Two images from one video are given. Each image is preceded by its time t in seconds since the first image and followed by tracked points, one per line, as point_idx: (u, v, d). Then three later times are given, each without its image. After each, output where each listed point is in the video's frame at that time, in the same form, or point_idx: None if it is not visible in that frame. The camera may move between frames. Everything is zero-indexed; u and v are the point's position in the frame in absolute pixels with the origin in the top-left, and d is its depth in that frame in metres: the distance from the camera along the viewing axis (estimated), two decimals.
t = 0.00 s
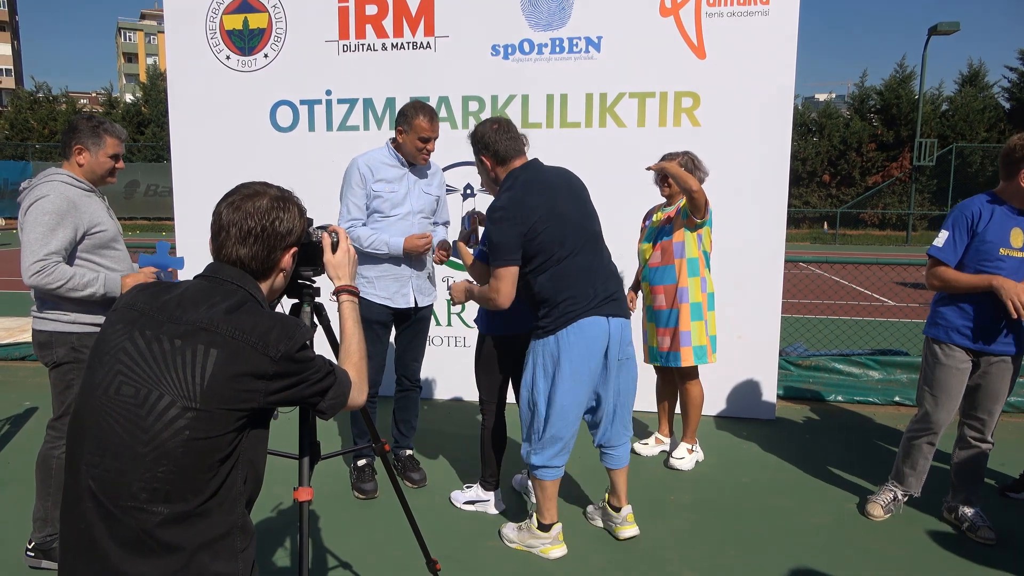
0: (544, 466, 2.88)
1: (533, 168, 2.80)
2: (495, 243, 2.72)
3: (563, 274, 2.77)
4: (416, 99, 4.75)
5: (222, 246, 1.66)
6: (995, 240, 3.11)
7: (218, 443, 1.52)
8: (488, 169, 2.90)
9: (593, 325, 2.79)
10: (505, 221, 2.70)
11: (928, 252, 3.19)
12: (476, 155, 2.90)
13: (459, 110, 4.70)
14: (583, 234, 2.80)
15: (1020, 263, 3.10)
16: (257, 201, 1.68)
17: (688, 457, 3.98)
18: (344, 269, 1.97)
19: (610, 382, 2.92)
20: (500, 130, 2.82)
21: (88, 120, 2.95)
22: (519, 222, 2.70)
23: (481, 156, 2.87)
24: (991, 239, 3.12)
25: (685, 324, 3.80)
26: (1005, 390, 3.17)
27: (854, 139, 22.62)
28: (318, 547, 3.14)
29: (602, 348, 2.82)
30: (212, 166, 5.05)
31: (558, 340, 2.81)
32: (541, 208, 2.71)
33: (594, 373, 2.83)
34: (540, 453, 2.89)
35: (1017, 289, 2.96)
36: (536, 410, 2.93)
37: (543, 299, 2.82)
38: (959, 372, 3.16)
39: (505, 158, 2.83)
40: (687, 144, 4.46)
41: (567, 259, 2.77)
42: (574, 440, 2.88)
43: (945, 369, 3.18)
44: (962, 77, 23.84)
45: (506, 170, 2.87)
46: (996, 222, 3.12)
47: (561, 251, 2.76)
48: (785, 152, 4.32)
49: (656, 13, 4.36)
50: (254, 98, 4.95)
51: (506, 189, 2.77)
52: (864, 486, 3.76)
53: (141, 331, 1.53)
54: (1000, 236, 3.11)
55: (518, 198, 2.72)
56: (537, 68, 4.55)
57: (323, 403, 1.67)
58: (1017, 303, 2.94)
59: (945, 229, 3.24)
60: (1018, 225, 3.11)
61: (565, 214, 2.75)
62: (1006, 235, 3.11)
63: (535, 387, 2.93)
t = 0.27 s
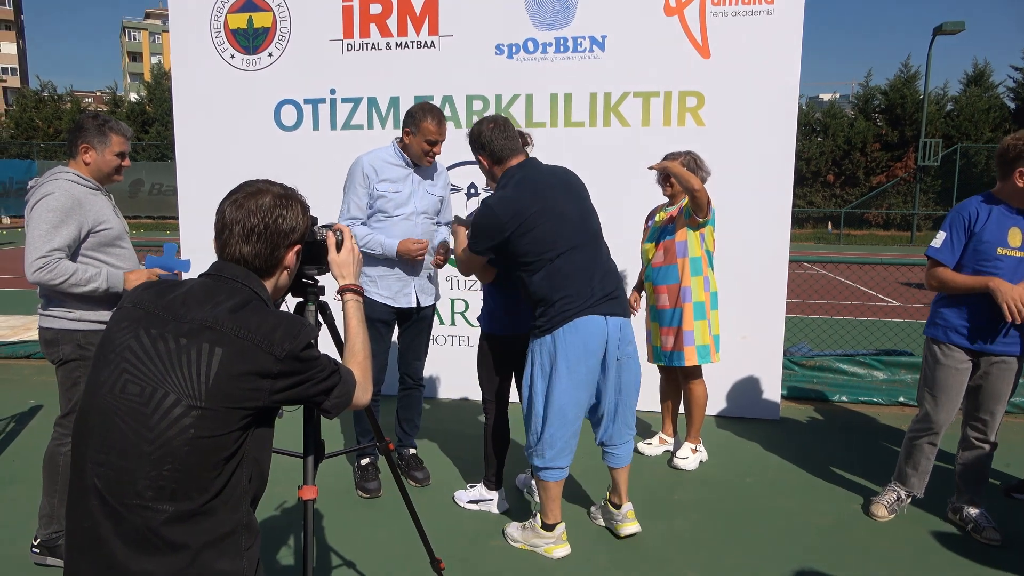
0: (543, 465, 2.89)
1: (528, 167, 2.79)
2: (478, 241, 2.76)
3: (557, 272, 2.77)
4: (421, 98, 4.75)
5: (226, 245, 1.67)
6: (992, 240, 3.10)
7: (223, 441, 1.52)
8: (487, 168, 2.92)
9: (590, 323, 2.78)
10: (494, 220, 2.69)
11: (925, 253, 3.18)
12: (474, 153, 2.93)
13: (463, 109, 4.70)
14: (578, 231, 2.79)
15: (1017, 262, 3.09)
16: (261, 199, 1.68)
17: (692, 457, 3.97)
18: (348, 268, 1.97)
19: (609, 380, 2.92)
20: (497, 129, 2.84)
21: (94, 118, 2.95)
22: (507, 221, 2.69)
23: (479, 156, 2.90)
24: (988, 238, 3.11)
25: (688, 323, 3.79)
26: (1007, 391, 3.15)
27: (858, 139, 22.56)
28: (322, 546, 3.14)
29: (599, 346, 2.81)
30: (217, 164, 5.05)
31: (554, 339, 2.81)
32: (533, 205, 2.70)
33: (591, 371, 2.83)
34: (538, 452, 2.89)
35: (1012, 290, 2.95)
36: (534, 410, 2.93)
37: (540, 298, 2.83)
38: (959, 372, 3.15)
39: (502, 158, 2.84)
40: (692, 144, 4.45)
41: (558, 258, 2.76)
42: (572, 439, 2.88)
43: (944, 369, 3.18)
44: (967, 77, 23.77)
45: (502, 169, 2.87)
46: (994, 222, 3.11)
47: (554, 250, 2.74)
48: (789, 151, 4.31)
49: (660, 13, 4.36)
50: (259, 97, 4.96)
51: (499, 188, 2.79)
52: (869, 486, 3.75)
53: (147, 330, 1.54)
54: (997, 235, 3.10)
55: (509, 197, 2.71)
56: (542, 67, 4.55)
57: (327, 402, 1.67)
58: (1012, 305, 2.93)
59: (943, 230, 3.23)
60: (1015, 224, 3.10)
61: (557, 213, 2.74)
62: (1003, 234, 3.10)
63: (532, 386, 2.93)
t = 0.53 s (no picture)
0: (545, 464, 2.88)
1: (529, 167, 2.78)
2: (478, 238, 2.77)
3: (558, 270, 2.76)
4: (425, 97, 4.74)
5: (230, 243, 1.67)
6: (979, 239, 3.11)
7: (227, 440, 1.52)
8: (489, 171, 2.93)
9: (591, 320, 2.78)
10: (493, 219, 2.69)
11: (914, 255, 3.17)
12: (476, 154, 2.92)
13: (467, 107, 4.69)
14: (579, 230, 2.78)
15: (1005, 260, 3.10)
16: (265, 197, 1.68)
17: (696, 457, 3.97)
18: (352, 266, 1.96)
19: (611, 378, 2.91)
20: (500, 132, 2.84)
21: (96, 116, 2.95)
22: (506, 220, 2.69)
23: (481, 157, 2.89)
24: (975, 237, 3.11)
25: (691, 322, 3.79)
26: (1003, 390, 3.14)
27: (863, 138, 22.50)
28: (326, 545, 3.14)
29: (601, 344, 2.80)
30: (221, 163, 5.06)
31: (556, 337, 2.80)
32: (533, 204, 2.70)
33: (593, 369, 2.82)
34: (541, 451, 2.89)
35: (998, 289, 2.95)
36: (536, 408, 2.93)
37: (541, 297, 2.82)
38: (951, 371, 3.17)
39: (502, 161, 2.84)
40: (697, 142, 4.44)
41: (557, 256, 2.75)
42: (575, 437, 2.87)
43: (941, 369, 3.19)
44: (973, 76, 23.67)
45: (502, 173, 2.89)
46: (980, 220, 3.11)
47: (554, 248, 2.74)
48: (794, 150, 4.30)
49: (665, 11, 4.35)
50: (263, 95, 4.96)
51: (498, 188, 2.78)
52: (873, 486, 3.73)
53: (151, 328, 1.54)
54: (984, 233, 3.11)
55: (509, 197, 2.70)
56: (546, 66, 4.54)
57: (331, 401, 1.67)
58: (1000, 304, 2.93)
59: (928, 232, 3.23)
60: (1001, 222, 3.11)
61: (557, 211, 2.73)
62: (989, 232, 3.11)
63: (535, 385, 2.92)
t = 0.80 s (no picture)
0: (545, 461, 2.88)
1: (525, 166, 2.79)
2: (478, 241, 2.76)
3: (557, 269, 2.76)
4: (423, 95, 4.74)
5: (229, 241, 1.66)
6: (955, 235, 3.16)
7: (225, 439, 1.52)
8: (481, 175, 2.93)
9: (592, 318, 2.78)
10: (492, 220, 2.69)
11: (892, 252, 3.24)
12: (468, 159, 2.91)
13: (465, 106, 4.69)
14: (577, 228, 2.78)
15: (982, 257, 3.15)
16: (263, 195, 1.68)
17: (694, 455, 3.97)
18: (349, 264, 1.96)
19: (611, 375, 2.91)
20: (490, 135, 2.83)
21: (92, 115, 2.94)
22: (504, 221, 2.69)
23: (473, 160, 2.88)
24: (951, 235, 3.16)
25: (689, 320, 3.79)
26: (988, 384, 3.15)
27: (861, 137, 22.52)
28: (324, 543, 3.14)
29: (602, 342, 2.80)
30: (220, 161, 5.06)
31: (557, 334, 2.80)
32: (531, 204, 2.70)
33: (594, 366, 2.82)
34: (541, 448, 2.89)
35: (970, 287, 3.01)
36: (537, 405, 2.93)
37: (542, 296, 2.82)
38: (933, 367, 3.22)
39: (494, 165, 2.85)
40: (695, 141, 4.44)
41: (558, 255, 2.75)
42: (575, 434, 2.87)
43: (923, 364, 3.25)
44: (970, 75, 23.70)
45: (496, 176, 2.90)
46: (956, 218, 3.16)
47: (553, 247, 2.74)
48: (792, 148, 4.30)
49: (664, 9, 4.35)
50: (261, 94, 4.95)
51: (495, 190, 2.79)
52: (871, 484, 3.74)
53: (149, 327, 1.54)
54: (960, 231, 3.15)
55: (507, 198, 2.70)
56: (544, 64, 4.54)
57: (329, 399, 1.67)
58: (970, 301, 3.00)
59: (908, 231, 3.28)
60: (978, 219, 3.14)
61: (555, 211, 2.74)
62: (965, 229, 3.15)
63: (535, 383, 2.92)
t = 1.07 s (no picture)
0: (544, 458, 2.89)
1: (524, 164, 2.79)
2: (479, 240, 2.75)
3: (557, 266, 2.76)
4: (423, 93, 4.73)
5: (230, 237, 1.66)
6: (938, 233, 3.25)
7: (224, 436, 1.51)
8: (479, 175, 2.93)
9: (592, 315, 2.78)
10: (491, 218, 2.69)
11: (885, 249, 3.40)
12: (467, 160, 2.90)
13: (465, 103, 4.68)
14: (577, 226, 2.78)
15: (969, 253, 3.18)
16: (263, 189, 1.68)
17: (694, 453, 3.97)
18: (350, 261, 1.96)
19: (611, 373, 2.91)
20: (489, 136, 2.83)
21: (94, 112, 2.94)
22: (504, 219, 2.70)
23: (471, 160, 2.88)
24: (938, 232, 3.25)
25: (688, 317, 3.79)
26: (982, 380, 3.15)
27: (861, 135, 22.51)
28: (324, 540, 3.15)
29: (602, 340, 2.80)
30: (219, 158, 5.05)
31: (557, 332, 2.80)
32: (530, 202, 2.70)
33: (594, 364, 2.82)
34: (540, 446, 2.89)
35: (950, 281, 3.06)
36: (536, 403, 2.93)
37: (544, 294, 2.81)
38: (922, 362, 3.31)
39: (492, 166, 2.85)
40: (695, 138, 4.43)
41: (559, 252, 2.75)
42: (575, 432, 2.87)
43: (913, 359, 3.33)
44: (970, 73, 23.70)
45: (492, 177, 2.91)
46: (944, 215, 3.24)
47: (554, 244, 2.73)
48: (793, 146, 4.30)
49: (664, 6, 4.34)
50: (261, 91, 4.94)
51: (494, 189, 2.78)
52: (871, 482, 3.75)
53: (149, 323, 1.53)
54: (947, 228, 3.23)
55: (506, 196, 2.70)
56: (544, 61, 4.53)
57: (330, 396, 1.67)
58: (947, 295, 3.06)
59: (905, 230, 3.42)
60: (966, 216, 3.18)
61: (555, 208, 2.74)
62: (949, 226, 3.23)
63: (535, 380, 2.92)
